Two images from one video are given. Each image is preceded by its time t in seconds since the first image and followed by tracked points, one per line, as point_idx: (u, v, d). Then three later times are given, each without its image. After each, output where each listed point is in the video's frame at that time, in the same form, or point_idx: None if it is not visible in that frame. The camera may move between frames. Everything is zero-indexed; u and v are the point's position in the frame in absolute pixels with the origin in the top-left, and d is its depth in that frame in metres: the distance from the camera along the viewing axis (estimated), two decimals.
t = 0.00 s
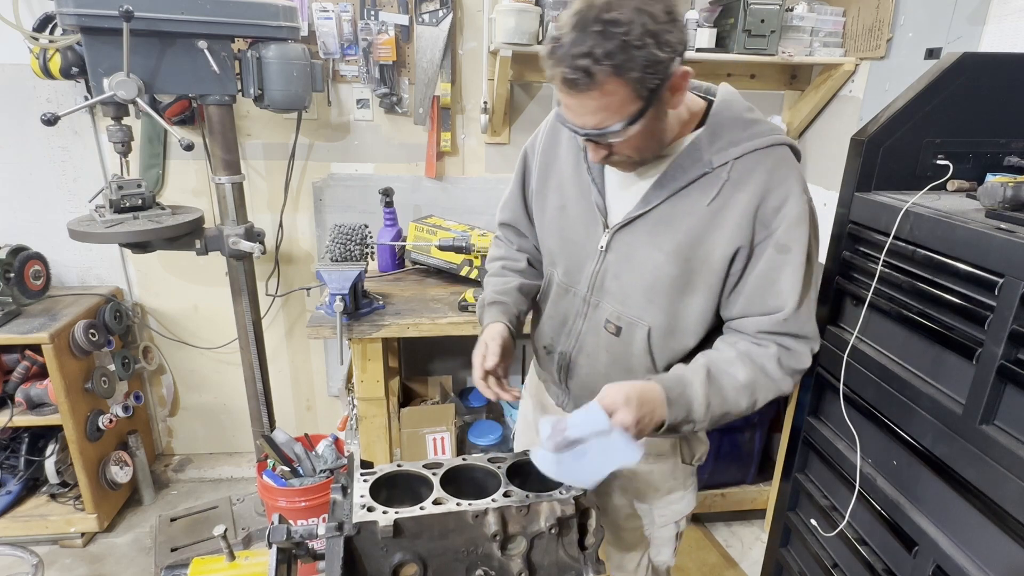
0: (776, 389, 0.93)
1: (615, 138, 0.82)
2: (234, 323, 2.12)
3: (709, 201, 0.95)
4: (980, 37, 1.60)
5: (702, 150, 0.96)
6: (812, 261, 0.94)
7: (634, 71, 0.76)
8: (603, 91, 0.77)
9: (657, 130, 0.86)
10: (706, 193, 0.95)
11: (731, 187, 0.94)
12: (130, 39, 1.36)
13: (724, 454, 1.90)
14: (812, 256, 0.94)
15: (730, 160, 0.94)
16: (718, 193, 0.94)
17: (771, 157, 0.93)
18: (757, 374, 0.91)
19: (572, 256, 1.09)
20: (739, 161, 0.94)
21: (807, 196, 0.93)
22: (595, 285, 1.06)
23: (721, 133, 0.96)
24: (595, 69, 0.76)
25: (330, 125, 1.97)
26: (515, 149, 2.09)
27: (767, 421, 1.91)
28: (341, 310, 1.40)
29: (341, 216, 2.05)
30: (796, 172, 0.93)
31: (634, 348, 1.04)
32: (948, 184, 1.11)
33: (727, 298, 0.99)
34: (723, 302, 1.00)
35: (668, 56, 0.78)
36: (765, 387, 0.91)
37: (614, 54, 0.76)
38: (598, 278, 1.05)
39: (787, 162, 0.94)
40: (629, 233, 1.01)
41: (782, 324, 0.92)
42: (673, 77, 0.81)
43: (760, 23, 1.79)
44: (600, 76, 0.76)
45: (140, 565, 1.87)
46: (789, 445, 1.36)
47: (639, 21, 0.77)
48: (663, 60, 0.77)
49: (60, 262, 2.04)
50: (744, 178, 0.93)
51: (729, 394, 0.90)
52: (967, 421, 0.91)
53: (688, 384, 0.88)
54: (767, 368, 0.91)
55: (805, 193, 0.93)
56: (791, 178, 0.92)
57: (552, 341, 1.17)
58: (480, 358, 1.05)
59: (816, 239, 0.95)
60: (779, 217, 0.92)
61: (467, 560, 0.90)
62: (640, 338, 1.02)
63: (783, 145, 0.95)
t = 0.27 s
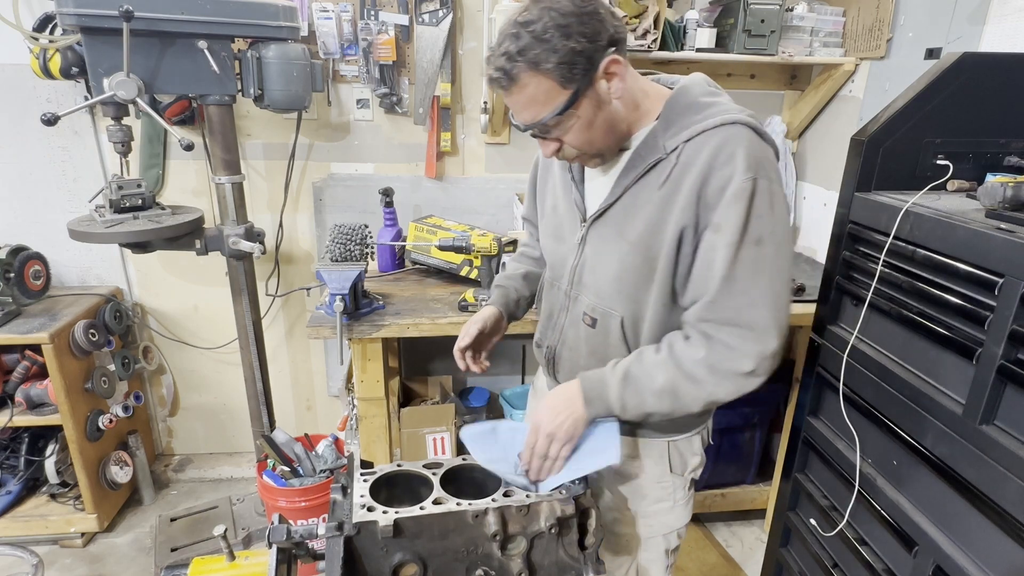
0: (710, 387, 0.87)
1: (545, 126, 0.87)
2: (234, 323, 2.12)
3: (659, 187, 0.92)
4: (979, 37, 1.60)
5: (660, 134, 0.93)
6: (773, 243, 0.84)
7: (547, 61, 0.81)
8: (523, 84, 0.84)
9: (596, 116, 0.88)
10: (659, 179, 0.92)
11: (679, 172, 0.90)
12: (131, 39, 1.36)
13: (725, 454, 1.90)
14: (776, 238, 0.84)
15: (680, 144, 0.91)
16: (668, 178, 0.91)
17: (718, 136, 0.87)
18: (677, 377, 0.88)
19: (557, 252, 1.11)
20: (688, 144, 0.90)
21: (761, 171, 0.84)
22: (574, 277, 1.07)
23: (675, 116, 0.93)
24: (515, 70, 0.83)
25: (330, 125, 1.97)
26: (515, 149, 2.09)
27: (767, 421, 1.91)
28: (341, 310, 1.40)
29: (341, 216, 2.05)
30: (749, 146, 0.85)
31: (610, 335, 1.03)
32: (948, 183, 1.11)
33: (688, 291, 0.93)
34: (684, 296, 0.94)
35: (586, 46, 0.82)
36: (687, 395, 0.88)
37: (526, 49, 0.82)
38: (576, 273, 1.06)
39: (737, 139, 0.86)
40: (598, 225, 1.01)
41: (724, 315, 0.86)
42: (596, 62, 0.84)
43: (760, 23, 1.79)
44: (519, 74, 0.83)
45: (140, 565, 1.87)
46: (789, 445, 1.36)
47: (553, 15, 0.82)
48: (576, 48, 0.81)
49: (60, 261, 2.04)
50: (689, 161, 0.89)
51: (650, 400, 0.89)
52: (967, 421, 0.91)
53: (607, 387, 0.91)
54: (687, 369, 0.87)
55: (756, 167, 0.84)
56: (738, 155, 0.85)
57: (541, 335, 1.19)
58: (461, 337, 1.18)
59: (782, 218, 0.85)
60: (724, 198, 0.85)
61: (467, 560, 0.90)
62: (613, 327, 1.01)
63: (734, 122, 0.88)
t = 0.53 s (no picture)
0: (657, 432, 0.87)
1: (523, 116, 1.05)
2: (233, 323, 2.12)
3: (636, 195, 0.92)
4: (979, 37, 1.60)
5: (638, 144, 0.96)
6: (726, 275, 0.82)
7: (514, 65, 0.98)
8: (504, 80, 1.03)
9: (561, 117, 1.01)
10: (636, 189, 0.92)
11: (652, 181, 0.89)
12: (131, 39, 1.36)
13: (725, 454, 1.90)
14: (732, 271, 0.82)
15: (660, 155, 0.90)
16: (642, 187, 0.91)
17: (690, 155, 0.85)
18: (626, 427, 0.88)
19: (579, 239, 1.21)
20: (665, 158, 0.89)
21: (722, 196, 0.82)
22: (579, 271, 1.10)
23: (661, 128, 0.93)
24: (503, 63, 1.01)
25: (330, 125, 1.97)
26: (515, 150, 2.09)
27: (767, 421, 1.91)
28: (341, 310, 1.40)
29: (341, 216, 2.05)
30: (715, 168, 0.83)
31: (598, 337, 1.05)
32: (948, 183, 1.11)
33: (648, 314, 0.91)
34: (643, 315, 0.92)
35: (544, 59, 0.94)
36: (638, 443, 0.89)
37: (507, 50, 0.98)
38: (581, 266, 1.11)
39: (705, 160, 0.84)
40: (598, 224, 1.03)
41: (667, 352, 0.84)
42: (554, 73, 0.95)
43: (760, 23, 1.79)
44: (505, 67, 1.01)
45: (140, 565, 1.87)
46: (789, 445, 1.36)
47: (530, 24, 0.94)
48: (535, 60, 0.94)
49: (60, 261, 2.04)
50: (660, 172, 0.88)
51: (609, 454, 0.91)
52: (966, 421, 0.91)
53: (568, 450, 0.93)
54: (634, 416, 0.88)
55: (719, 192, 0.82)
56: (698, 177, 0.83)
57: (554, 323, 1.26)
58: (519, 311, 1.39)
59: (740, 251, 0.82)
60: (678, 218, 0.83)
61: (467, 559, 0.91)
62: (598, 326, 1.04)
63: (712, 140, 0.85)
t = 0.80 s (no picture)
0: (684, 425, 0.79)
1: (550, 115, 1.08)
2: (234, 323, 2.12)
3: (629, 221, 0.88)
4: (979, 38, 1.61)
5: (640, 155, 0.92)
6: (731, 287, 0.74)
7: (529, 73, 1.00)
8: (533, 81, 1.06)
9: (577, 121, 1.02)
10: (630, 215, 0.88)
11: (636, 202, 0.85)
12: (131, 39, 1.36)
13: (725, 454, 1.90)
14: (738, 277, 0.74)
15: (645, 172, 0.85)
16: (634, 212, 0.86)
17: (666, 173, 0.80)
18: (656, 399, 0.79)
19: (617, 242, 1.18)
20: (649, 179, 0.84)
21: (702, 210, 0.75)
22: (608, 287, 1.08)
23: (654, 140, 0.88)
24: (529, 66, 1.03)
25: (330, 125, 1.97)
26: (515, 149, 2.09)
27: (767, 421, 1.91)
28: (341, 310, 1.40)
29: (341, 216, 2.05)
30: (689, 185, 0.77)
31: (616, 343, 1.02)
32: (948, 184, 1.11)
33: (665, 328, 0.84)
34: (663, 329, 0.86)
35: (548, 69, 0.94)
36: (663, 422, 0.79)
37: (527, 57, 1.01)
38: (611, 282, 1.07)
39: (677, 179, 0.78)
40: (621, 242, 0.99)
41: (687, 355, 0.77)
42: (558, 83, 0.96)
43: (760, 23, 1.79)
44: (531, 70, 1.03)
45: (140, 565, 1.87)
46: (789, 445, 1.36)
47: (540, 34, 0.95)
48: (541, 70, 0.96)
49: (60, 261, 2.04)
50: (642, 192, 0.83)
51: (628, 421, 0.82)
52: (966, 421, 0.91)
53: (593, 394, 0.86)
54: (666, 395, 0.79)
55: (700, 206, 0.76)
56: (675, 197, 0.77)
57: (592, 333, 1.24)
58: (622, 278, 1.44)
59: (741, 258, 0.74)
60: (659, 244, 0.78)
61: (466, 560, 0.91)
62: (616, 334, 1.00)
63: (686, 156, 0.80)
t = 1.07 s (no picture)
0: (654, 391, 0.90)
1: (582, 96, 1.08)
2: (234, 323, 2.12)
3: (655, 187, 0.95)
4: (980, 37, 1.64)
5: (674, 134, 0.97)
6: (722, 268, 0.80)
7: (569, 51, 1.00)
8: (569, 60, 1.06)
9: (613, 102, 1.03)
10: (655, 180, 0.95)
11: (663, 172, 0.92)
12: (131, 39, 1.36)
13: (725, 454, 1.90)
14: (730, 264, 0.80)
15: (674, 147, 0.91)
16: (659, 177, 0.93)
17: (691, 149, 0.86)
18: (634, 364, 0.92)
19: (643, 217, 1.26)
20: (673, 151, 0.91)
21: (715, 190, 0.81)
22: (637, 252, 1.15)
23: (687, 123, 0.93)
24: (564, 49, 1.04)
25: (330, 125, 1.97)
26: (515, 150, 2.09)
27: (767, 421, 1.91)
28: (341, 310, 1.40)
29: (341, 216, 2.05)
30: (709, 163, 0.82)
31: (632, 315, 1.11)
32: (948, 183, 1.11)
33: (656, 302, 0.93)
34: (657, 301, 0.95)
35: (591, 49, 0.95)
36: (636, 385, 0.91)
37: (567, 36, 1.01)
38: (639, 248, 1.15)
39: (701, 157, 0.84)
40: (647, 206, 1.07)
41: (667, 328, 0.86)
42: (601, 63, 0.96)
43: (760, 23, 1.78)
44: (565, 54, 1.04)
45: (140, 565, 1.87)
46: (789, 445, 1.36)
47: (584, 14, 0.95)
48: (584, 49, 0.96)
49: (60, 261, 2.04)
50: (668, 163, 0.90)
51: (612, 379, 0.96)
52: (966, 421, 0.91)
53: (602, 357, 0.98)
54: (642, 361, 0.91)
55: (714, 186, 0.81)
56: (693, 173, 0.83)
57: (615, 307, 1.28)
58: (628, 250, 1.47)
59: (736, 248, 0.80)
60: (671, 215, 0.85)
61: (466, 560, 0.91)
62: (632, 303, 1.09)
63: (714, 138, 0.84)
